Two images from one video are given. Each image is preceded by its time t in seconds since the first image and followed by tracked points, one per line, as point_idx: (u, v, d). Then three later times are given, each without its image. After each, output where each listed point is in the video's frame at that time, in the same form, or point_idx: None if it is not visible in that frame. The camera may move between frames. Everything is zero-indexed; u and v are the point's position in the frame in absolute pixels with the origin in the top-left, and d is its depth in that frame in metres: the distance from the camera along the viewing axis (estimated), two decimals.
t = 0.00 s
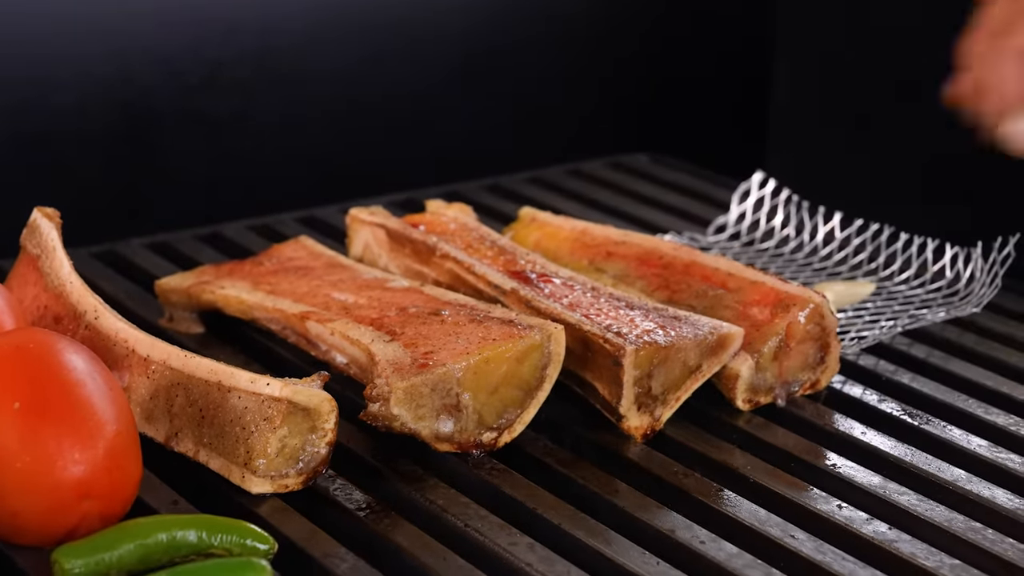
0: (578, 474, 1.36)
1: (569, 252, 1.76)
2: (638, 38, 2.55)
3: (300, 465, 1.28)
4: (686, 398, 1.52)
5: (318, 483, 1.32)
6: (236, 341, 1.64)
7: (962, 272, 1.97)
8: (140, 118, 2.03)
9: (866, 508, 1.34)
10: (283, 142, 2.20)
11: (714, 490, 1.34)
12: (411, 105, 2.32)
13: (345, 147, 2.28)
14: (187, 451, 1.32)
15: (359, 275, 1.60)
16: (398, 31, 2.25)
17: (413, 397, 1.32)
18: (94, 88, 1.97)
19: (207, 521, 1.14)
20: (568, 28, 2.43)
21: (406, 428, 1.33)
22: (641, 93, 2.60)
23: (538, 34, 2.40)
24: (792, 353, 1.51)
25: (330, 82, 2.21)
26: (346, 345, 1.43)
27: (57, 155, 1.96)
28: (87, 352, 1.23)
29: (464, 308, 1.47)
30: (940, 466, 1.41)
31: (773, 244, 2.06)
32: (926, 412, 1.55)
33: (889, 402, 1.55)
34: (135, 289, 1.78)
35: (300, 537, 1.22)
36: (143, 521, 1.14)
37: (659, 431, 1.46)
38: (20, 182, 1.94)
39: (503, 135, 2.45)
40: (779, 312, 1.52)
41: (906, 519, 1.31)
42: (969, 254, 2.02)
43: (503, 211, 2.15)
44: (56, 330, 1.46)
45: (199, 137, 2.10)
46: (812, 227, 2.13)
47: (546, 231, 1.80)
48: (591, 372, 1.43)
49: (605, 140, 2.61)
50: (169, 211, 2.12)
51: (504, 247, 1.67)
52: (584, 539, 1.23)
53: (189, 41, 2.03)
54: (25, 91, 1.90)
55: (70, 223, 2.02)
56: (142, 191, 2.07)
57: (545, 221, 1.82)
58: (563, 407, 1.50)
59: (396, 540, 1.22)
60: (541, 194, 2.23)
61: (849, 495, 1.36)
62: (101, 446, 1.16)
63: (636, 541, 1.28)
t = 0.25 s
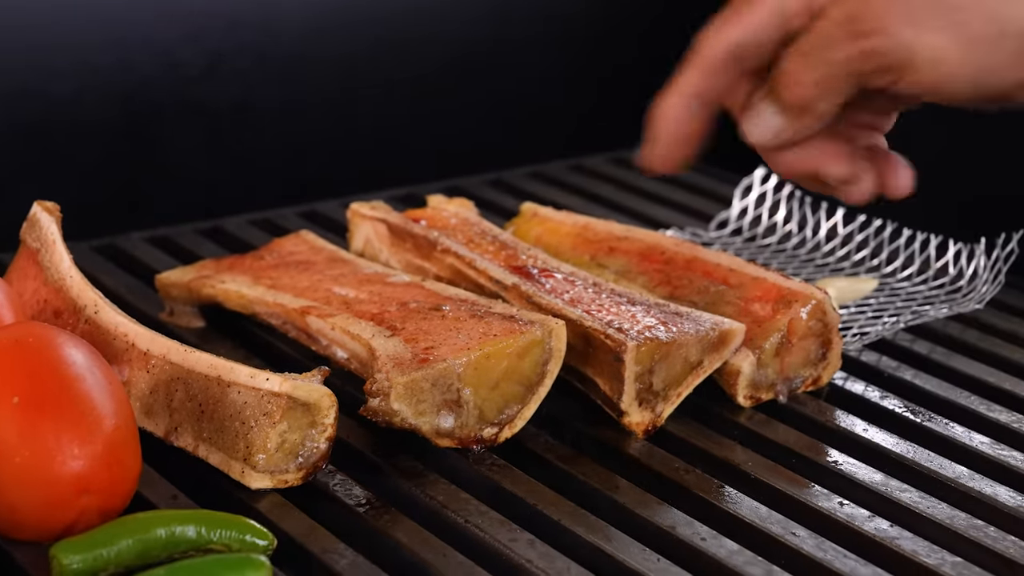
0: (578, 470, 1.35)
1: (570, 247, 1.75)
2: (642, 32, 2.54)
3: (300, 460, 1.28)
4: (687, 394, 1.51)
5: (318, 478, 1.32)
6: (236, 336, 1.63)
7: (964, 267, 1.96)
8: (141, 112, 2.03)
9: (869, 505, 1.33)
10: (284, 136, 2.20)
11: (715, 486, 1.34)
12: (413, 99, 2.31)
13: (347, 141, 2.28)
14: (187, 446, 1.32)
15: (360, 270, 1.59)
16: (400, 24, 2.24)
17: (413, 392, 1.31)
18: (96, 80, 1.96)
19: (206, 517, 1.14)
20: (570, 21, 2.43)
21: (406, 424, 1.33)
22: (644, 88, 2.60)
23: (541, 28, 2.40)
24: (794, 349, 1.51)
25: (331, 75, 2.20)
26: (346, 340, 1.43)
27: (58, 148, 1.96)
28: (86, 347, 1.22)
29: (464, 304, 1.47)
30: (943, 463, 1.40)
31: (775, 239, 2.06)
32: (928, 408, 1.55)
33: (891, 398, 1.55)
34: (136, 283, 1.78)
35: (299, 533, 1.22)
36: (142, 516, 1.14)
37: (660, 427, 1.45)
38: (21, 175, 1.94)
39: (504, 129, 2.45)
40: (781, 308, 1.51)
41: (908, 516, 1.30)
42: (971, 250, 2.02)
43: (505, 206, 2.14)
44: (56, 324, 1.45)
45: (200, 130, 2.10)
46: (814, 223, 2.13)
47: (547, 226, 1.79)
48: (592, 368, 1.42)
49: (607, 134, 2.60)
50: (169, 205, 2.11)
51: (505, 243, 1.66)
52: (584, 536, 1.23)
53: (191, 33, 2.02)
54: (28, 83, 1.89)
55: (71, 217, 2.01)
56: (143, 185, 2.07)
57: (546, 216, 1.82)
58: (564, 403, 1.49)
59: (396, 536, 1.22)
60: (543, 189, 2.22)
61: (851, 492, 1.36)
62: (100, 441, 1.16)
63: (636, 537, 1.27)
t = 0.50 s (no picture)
0: (578, 468, 1.35)
1: (571, 244, 1.75)
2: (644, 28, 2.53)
3: (298, 458, 1.27)
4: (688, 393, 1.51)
5: (316, 476, 1.31)
6: (236, 333, 1.63)
7: (966, 266, 1.95)
8: (142, 107, 2.02)
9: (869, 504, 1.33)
10: (285, 132, 2.19)
11: (715, 485, 1.33)
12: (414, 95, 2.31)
13: (347, 137, 2.27)
14: (185, 444, 1.31)
15: (360, 267, 1.59)
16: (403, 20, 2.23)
17: (413, 390, 1.31)
18: (98, 75, 1.95)
19: (204, 515, 1.14)
20: (572, 17, 2.42)
21: (406, 421, 1.32)
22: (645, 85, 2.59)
23: (543, 25, 2.39)
24: (795, 348, 1.50)
25: (333, 71, 2.20)
26: (345, 338, 1.42)
27: (58, 143, 1.95)
28: (84, 344, 1.22)
29: (464, 301, 1.46)
30: (944, 462, 1.40)
31: (777, 237, 2.06)
32: (929, 407, 1.54)
33: (892, 397, 1.54)
34: (135, 279, 1.78)
35: (298, 531, 1.21)
36: (141, 514, 1.13)
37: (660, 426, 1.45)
38: (21, 171, 1.93)
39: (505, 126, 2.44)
40: (782, 306, 1.50)
41: (909, 515, 1.30)
42: (973, 248, 2.01)
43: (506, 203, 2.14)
44: (55, 320, 1.45)
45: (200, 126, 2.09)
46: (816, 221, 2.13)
47: (548, 223, 1.79)
48: (592, 366, 1.42)
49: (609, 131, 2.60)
50: (170, 202, 2.11)
51: (506, 240, 1.66)
52: (584, 535, 1.22)
53: (193, 28, 2.02)
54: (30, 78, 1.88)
55: (71, 213, 2.01)
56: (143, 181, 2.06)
57: (547, 213, 1.81)
58: (564, 401, 1.49)
59: (395, 534, 1.21)
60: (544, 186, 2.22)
61: (851, 491, 1.35)
62: (98, 438, 1.15)
63: (636, 536, 1.27)
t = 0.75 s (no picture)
0: (581, 467, 1.35)
1: (574, 242, 1.75)
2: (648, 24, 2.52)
3: (300, 456, 1.27)
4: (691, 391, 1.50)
5: (318, 474, 1.31)
6: (238, 330, 1.63)
7: (970, 264, 1.95)
8: (144, 103, 2.02)
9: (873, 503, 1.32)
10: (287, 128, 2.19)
11: (718, 484, 1.33)
12: (417, 91, 2.30)
13: (350, 133, 2.27)
14: (187, 442, 1.31)
15: (363, 265, 1.58)
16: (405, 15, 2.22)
17: (415, 388, 1.31)
18: (99, 70, 1.94)
19: (205, 514, 1.14)
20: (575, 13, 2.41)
21: (408, 419, 1.32)
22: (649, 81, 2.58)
23: (545, 20, 2.38)
24: (799, 346, 1.50)
25: (335, 67, 2.19)
26: (348, 335, 1.42)
27: (60, 139, 1.95)
28: (85, 342, 1.22)
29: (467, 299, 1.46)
30: (948, 462, 1.39)
31: (780, 234, 2.05)
32: (933, 406, 1.53)
33: (896, 396, 1.54)
34: (137, 276, 1.77)
35: (299, 529, 1.21)
36: (142, 513, 1.13)
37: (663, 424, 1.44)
38: (23, 167, 1.93)
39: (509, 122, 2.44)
40: (786, 304, 1.50)
41: (913, 514, 1.30)
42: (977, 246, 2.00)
43: (509, 199, 2.13)
44: (56, 318, 1.45)
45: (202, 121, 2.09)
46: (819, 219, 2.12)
47: (551, 220, 1.78)
48: (595, 364, 1.41)
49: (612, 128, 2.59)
50: (172, 198, 2.10)
51: (509, 237, 1.65)
52: (586, 533, 1.22)
53: (194, 23, 2.01)
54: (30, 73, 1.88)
55: (73, 209, 2.01)
56: (145, 177, 2.06)
57: (550, 210, 1.81)
58: (567, 399, 1.49)
59: (396, 533, 1.21)
60: (548, 183, 2.21)
61: (855, 490, 1.35)
62: (99, 435, 1.15)
63: (638, 535, 1.27)
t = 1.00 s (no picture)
0: (582, 467, 1.34)
1: (576, 241, 1.75)
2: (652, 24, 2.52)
3: (301, 456, 1.27)
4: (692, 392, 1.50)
5: (319, 474, 1.31)
6: (239, 329, 1.63)
7: (971, 265, 1.95)
8: (146, 101, 2.02)
9: (875, 505, 1.32)
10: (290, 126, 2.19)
11: (719, 485, 1.33)
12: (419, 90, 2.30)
13: (353, 131, 2.27)
14: (188, 441, 1.31)
15: (364, 264, 1.58)
16: (407, 14, 2.22)
17: (416, 388, 1.31)
18: (100, 68, 1.94)
19: (205, 513, 1.14)
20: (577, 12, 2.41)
21: (409, 419, 1.32)
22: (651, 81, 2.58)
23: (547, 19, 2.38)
24: (800, 347, 1.50)
25: (337, 65, 2.19)
26: (349, 335, 1.42)
27: (61, 137, 1.95)
28: (85, 340, 1.22)
29: (468, 299, 1.46)
30: (949, 463, 1.39)
31: (782, 234, 2.05)
32: (934, 407, 1.53)
33: (897, 397, 1.53)
34: (138, 274, 1.77)
35: (300, 529, 1.21)
36: (142, 513, 1.13)
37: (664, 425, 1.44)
38: (25, 165, 1.93)
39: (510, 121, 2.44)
40: (788, 305, 1.50)
41: (914, 516, 1.29)
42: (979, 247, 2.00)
43: (511, 199, 2.13)
44: (58, 316, 1.45)
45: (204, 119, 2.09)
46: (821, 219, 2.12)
47: (553, 220, 1.78)
48: (597, 365, 1.41)
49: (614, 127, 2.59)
50: (173, 196, 2.10)
51: (510, 237, 1.65)
52: (587, 534, 1.22)
53: (196, 22, 2.01)
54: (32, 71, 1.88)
55: (74, 207, 2.01)
56: (147, 176, 2.06)
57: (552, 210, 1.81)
58: (568, 399, 1.49)
59: (396, 533, 1.21)
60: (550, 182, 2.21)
61: (856, 492, 1.35)
62: (99, 435, 1.15)
63: (639, 536, 1.27)
